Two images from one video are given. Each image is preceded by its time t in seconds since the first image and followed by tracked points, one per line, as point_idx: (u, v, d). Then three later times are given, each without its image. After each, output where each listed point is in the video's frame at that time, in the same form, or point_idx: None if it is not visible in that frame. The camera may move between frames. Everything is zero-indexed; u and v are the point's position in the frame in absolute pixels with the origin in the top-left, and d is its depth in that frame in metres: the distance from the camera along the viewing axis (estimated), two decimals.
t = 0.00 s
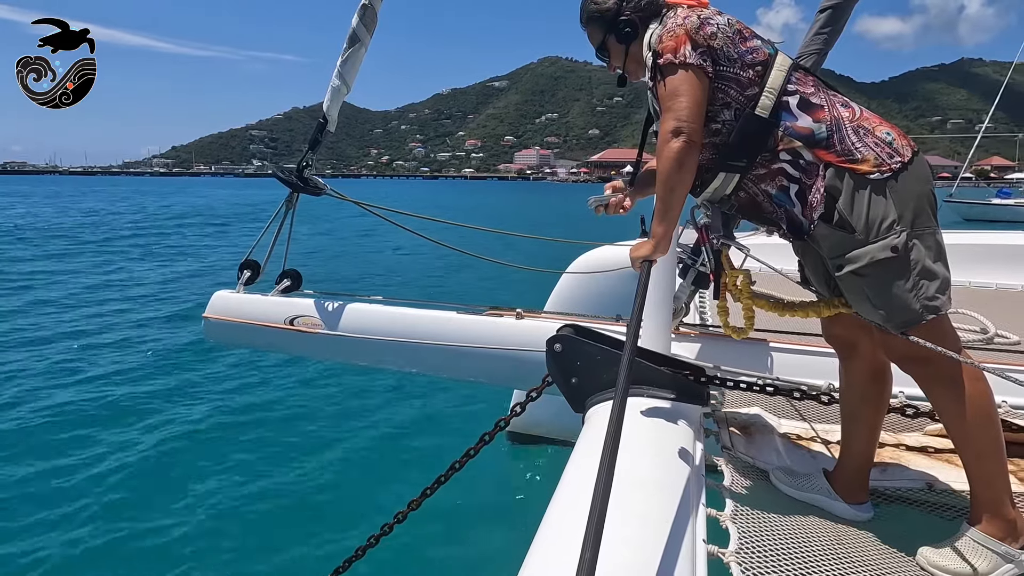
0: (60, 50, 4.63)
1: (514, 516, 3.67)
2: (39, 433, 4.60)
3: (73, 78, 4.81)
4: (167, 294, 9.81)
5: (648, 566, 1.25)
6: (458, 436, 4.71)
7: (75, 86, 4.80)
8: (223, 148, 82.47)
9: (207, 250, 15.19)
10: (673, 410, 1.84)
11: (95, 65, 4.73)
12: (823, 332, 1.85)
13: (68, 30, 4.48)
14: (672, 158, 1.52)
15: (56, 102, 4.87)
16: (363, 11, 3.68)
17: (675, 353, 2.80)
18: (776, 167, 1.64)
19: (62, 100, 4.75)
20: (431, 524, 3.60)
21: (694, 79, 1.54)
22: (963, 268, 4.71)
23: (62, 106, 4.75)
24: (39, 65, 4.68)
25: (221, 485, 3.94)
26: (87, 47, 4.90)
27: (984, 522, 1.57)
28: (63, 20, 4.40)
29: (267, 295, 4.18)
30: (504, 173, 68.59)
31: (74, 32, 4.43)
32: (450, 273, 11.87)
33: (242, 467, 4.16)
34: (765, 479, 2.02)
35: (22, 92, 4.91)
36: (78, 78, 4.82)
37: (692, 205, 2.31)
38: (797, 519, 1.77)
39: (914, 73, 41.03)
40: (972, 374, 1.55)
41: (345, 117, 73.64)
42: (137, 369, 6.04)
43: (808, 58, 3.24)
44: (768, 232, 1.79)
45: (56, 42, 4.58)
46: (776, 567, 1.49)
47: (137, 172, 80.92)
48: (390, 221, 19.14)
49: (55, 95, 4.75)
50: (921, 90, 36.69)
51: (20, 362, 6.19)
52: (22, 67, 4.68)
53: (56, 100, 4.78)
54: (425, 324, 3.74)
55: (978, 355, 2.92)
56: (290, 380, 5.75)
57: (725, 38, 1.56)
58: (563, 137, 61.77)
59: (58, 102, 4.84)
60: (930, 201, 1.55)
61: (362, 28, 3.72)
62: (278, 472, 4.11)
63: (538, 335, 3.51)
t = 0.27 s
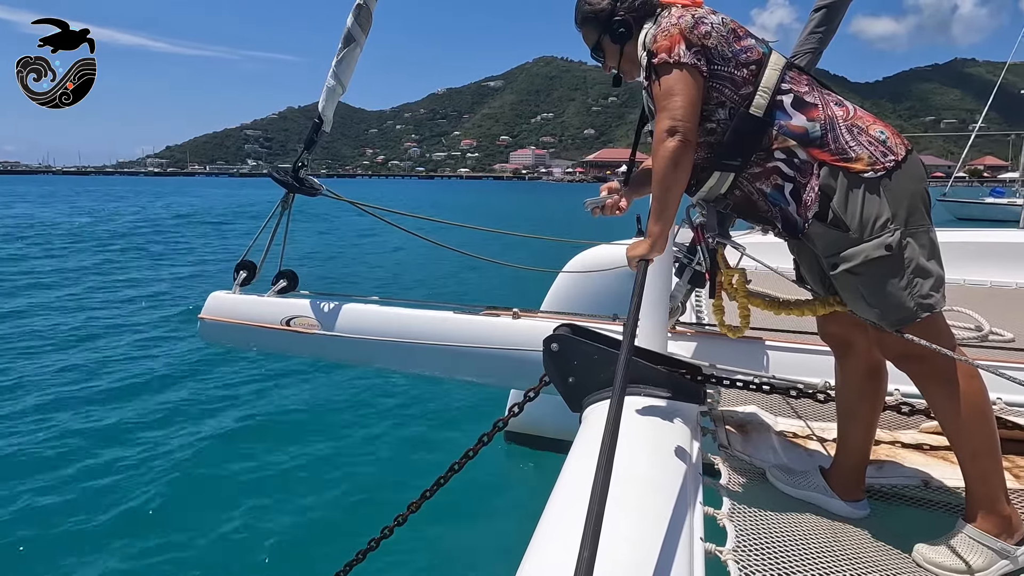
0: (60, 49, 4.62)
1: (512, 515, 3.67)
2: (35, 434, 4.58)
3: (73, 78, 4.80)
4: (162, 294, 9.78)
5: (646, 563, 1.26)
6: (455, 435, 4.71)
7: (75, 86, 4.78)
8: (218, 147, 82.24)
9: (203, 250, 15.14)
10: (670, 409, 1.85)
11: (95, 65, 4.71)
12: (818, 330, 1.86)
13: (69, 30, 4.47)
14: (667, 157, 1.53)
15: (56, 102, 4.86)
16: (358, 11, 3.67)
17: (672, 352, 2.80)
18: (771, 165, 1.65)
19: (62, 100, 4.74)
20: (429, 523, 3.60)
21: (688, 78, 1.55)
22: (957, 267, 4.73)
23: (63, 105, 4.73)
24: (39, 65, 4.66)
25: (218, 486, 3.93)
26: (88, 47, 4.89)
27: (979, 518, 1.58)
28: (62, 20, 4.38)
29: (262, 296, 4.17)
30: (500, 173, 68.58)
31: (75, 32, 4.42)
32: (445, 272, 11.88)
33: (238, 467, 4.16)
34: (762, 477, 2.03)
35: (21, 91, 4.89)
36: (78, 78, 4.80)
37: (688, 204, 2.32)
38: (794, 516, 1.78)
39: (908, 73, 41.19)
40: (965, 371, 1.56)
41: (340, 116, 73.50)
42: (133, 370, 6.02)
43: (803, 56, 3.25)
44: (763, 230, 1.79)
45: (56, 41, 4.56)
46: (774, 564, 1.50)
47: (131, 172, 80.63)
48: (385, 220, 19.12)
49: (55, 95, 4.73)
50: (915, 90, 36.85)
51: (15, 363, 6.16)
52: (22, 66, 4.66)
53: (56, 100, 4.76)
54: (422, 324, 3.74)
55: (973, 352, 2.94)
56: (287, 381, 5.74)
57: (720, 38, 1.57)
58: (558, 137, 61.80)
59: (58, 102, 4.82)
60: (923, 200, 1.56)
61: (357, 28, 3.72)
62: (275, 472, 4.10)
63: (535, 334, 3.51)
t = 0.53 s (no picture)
0: (59, 49, 4.59)
1: (508, 515, 3.67)
2: (29, 436, 4.55)
3: (73, 78, 4.77)
4: (157, 296, 9.74)
5: (641, 563, 1.26)
6: (451, 436, 4.71)
7: (75, 86, 4.76)
8: (212, 147, 82.01)
9: (198, 251, 15.10)
10: (664, 408, 1.85)
11: (95, 65, 4.69)
12: (812, 329, 1.86)
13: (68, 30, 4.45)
14: (661, 156, 1.53)
15: (56, 102, 4.84)
16: (352, 11, 3.66)
17: (667, 352, 2.81)
18: (764, 165, 1.65)
19: (62, 100, 4.72)
20: (425, 524, 3.60)
21: (681, 78, 1.55)
22: (951, 266, 4.75)
23: (62, 106, 4.71)
24: (39, 65, 4.64)
25: (213, 487, 3.91)
26: (88, 47, 4.86)
27: (974, 516, 1.58)
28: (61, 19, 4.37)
29: (257, 297, 4.16)
30: (495, 172, 68.56)
31: (75, 32, 4.40)
32: (441, 272, 11.87)
33: (234, 468, 4.15)
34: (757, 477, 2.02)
35: (21, 91, 4.87)
36: (78, 78, 4.78)
37: (682, 204, 2.32)
38: (789, 515, 1.79)
39: (902, 73, 41.33)
40: (959, 369, 1.57)
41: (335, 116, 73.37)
42: (128, 372, 5.99)
43: (797, 56, 3.26)
44: (757, 230, 1.79)
45: (56, 41, 4.54)
46: (769, 563, 1.50)
47: (125, 171, 80.27)
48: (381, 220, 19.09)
49: (55, 95, 4.71)
50: (909, 89, 36.99)
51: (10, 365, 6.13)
52: (22, 67, 4.64)
53: (56, 100, 4.74)
54: (417, 324, 3.74)
55: (966, 351, 2.95)
56: (283, 382, 5.72)
57: (713, 37, 1.57)
58: (553, 136, 61.79)
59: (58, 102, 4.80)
60: (916, 199, 1.56)
61: (350, 28, 3.71)
62: (271, 474, 4.09)
63: (530, 334, 3.51)
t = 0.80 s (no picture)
0: (60, 49, 4.57)
1: (506, 515, 3.68)
2: (26, 438, 4.54)
3: (73, 78, 4.76)
4: (153, 296, 9.71)
5: (639, 563, 1.26)
6: (449, 437, 4.72)
7: (75, 86, 4.75)
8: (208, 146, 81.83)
9: (194, 251, 15.06)
10: (661, 409, 1.86)
11: (95, 65, 4.68)
12: (808, 330, 1.86)
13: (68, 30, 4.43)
14: (657, 158, 1.53)
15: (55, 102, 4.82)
16: (348, 13, 3.66)
17: (664, 352, 2.81)
18: (760, 166, 1.65)
19: (62, 100, 4.70)
20: (423, 525, 3.60)
21: (677, 79, 1.56)
22: (946, 265, 4.77)
23: (62, 106, 4.70)
24: (39, 65, 4.62)
25: (212, 489, 3.91)
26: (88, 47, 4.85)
27: (969, 515, 1.59)
28: (61, 19, 4.35)
29: (254, 299, 4.15)
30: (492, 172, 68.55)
31: (75, 32, 4.39)
32: (438, 273, 11.86)
33: (233, 470, 4.15)
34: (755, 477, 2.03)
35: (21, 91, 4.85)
36: (78, 78, 4.76)
37: (678, 206, 2.32)
38: (786, 515, 1.79)
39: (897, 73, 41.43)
40: (955, 369, 1.57)
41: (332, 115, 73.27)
42: (125, 373, 5.98)
43: (792, 58, 3.26)
44: (753, 230, 1.80)
45: (56, 41, 4.52)
46: (767, 562, 1.51)
47: (120, 170, 79.93)
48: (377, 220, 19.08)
49: (55, 95, 4.69)
50: (904, 89, 37.09)
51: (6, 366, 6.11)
52: (22, 67, 4.62)
53: (56, 100, 4.72)
54: (414, 326, 3.74)
55: (962, 350, 2.96)
56: (280, 383, 5.72)
57: (708, 39, 1.58)
58: (550, 135, 61.75)
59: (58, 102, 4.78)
60: (911, 199, 1.57)
61: (347, 30, 3.71)
62: (269, 475, 4.09)
63: (528, 335, 3.51)
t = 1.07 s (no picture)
0: (60, 49, 4.56)
1: (504, 517, 3.69)
2: (23, 438, 4.53)
3: (73, 78, 4.74)
4: (150, 296, 9.70)
5: (636, 565, 1.26)
6: (447, 439, 4.72)
7: (75, 86, 4.73)
8: (205, 145, 81.69)
9: (191, 250, 15.03)
10: (658, 410, 1.86)
11: (95, 65, 4.66)
12: (806, 331, 1.86)
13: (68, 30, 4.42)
14: (654, 159, 1.53)
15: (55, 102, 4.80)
16: (345, 16, 3.66)
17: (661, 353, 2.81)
18: (757, 168, 1.65)
19: (62, 100, 4.68)
20: (420, 526, 3.60)
21: (673, 82, 1.56)
22: (943, 266, 4.77)
23: (62, 106, 4.68)
24: (39, 65, 4.60)
25: (210, 490, 3.91)
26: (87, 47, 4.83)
27: (966, 516, 1.59)
28: (62, 19, 4.34)
29: (252, 302, 4.15)
30: (489, 171, 68.54)
31: (75, 32, 4.37)
32: (435, 274, 11.85)
33: (231, 471, 4.15)
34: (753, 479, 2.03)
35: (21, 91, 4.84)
36: (78, 78, 4.75)
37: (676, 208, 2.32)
38: (784, 516, 1.80)
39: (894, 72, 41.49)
40: (951, 370, 1.58)
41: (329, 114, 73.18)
42: (122, 374, 5.96)
43: (788, 60, 3.26)
44: (750, 233, 1.80)
45: (56, 41, 4.51)
46: (764, 564, 1.51)
47: (117, 169, 79.74)
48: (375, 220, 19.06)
49: (55, 95, 4.68)
50: (901, 88, 37.15)
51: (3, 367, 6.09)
52: (22, 67, 4.60)
53: (56, 100, 4.70)
54: (411, 328, 3.74)
55: (959, 351, 2.96)
56: (278, 384, 5.71)
57: (704, 41, 1.58)
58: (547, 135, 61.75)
59: (58, 102, 4.77)
60: (907, 201, 1.57)
61: (344, 33, 3.70)
62: (266, 477, 4.09)
63: (525, 337, 3.51)
